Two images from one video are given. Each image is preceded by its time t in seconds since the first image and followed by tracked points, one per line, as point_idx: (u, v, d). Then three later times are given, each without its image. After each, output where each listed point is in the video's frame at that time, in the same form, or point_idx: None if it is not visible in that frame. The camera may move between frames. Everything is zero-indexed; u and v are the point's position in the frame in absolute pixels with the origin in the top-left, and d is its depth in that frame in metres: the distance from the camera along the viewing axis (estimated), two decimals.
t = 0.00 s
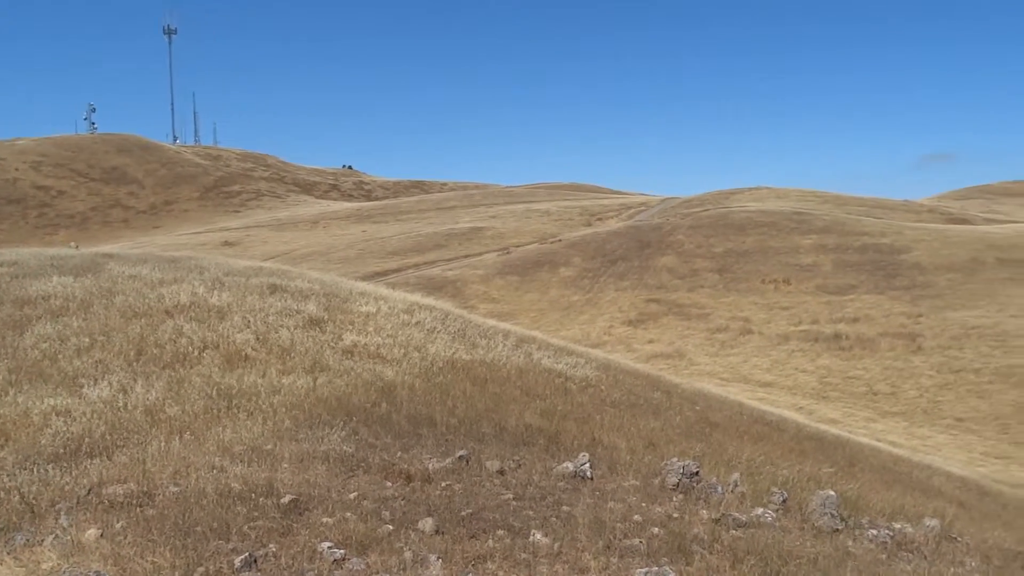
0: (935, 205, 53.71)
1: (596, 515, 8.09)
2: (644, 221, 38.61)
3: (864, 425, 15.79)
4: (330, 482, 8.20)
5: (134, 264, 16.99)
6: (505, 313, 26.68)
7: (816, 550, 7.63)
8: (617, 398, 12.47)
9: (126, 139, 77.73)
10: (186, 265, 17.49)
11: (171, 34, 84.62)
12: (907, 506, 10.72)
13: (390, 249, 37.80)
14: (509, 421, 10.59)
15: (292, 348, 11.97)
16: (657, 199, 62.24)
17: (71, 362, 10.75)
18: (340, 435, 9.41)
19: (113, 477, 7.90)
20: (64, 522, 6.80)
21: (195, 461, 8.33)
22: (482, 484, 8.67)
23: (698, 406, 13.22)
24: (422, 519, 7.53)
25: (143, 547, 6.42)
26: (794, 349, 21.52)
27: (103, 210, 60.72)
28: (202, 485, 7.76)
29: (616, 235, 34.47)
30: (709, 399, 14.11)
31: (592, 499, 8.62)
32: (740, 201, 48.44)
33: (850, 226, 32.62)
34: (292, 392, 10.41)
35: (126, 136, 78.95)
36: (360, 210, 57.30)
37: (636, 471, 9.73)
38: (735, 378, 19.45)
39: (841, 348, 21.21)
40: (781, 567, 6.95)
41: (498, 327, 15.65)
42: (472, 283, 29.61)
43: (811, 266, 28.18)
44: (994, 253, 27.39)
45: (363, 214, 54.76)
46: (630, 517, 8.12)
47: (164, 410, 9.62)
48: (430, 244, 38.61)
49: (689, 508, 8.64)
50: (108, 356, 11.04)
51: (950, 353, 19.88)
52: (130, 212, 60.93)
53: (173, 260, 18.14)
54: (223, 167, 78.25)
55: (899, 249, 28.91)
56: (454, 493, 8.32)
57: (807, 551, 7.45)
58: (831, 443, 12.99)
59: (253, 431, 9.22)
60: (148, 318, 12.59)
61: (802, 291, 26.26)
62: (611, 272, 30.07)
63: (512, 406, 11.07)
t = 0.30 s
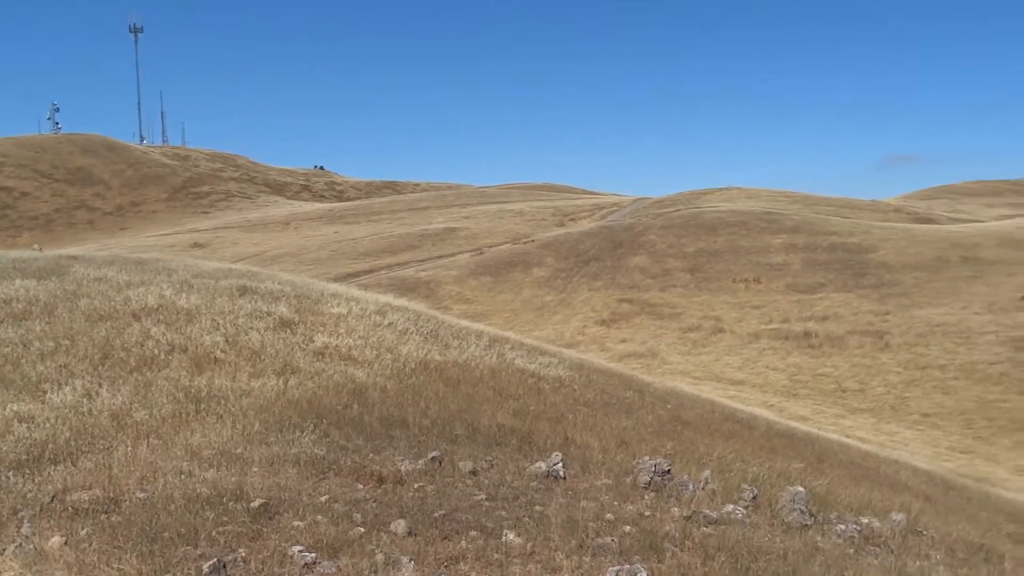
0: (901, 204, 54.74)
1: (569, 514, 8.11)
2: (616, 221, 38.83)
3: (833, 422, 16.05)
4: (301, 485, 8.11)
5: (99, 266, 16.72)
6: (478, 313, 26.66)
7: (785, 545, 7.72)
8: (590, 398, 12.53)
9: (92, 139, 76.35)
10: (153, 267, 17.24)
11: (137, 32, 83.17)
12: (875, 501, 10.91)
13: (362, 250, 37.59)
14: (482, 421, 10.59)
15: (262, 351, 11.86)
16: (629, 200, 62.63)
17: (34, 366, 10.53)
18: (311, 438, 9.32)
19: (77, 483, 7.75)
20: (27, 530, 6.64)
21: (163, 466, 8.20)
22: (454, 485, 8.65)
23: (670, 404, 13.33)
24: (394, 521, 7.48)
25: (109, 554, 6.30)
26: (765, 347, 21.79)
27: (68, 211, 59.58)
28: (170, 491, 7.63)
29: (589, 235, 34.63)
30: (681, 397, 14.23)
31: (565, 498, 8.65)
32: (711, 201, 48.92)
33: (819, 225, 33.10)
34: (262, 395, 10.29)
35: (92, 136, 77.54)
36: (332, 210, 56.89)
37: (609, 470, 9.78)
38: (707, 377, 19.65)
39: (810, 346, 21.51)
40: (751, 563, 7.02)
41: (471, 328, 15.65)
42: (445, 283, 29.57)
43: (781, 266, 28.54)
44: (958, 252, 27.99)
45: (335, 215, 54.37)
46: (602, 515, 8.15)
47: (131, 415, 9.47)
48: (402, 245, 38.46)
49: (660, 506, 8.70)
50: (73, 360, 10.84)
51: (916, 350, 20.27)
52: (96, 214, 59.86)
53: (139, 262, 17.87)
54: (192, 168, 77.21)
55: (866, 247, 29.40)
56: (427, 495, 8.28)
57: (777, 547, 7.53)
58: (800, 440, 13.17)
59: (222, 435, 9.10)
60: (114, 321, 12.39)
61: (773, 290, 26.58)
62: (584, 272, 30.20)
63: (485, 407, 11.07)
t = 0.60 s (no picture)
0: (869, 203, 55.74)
1: (543, 513, 8.13)
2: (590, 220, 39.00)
3: (804, 418, 16.29)
4: (273, 487, 8.03)
5: (66, 267, 16.43)
6: (453, 313, 26.63)
7: (757, 540, 7.81)
8: (564, 396, 12.58)
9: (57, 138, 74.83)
10: (121, 268, 16.99)
11: (102, 29, 81.52)
12: (845, 495, 11.09)
13: (335, 250, 37.33)
14: (456, 421, 10.58)
15: (233, 352, 11.73)
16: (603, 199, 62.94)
17: None
18: (283, 439, 9.23)
19: (43, 488, 7.59)
20: None
21: (131, 470, 8.07)
22: (428, 485, 8.62)
23: (643, 402, 13.43)
24: (368, 522, 7.44)
25: (76, 560, 6.18)
26: (737, 345, 22.04)
27: (32, 212, 58.33)
28: (139, 495, 7.52)
29: (563, 235, 34.74)
30: (654, 395, 14.35)
31: (539, 497, 8.67)
32: (684, 200, 49.36)
33: (789, 224, 33.57)
34: (234, 397, 10.19)
35: (58, 136, 75.98)
36: (304, 210, 56.39)
37: (583, 468, 9.83)
38: (681, 375, 19.83)
39: (781, 343, 21.81)
40: (723, 558, 7.09)
41: (445, 327, 15.64)
42: (420, 283, 29.49)
43: (753, 264, 28.89)
44: (924, 250, 28.55)
45: (307, 215, 53.92)
46: (576, 514, 8.19)
47: (98, 418, 9.30)
48: (375, 245, 38.27)
49: (634, 503, 8.77)
50: (38, 363, 10.62)
51: (884, 347, 20.65)
52: (61, 215, 58.70)
53: (106, 262, 17.58)
54: (161, 167, 76.07)
55: (835, 246, 29.87)
56: (400, 495, 8.25)
57: (748, 543, 7.62)
58: (772, 437, 13.35)
59: (192, 437, 8.99)
60: (81, 323, 12.18)
61: (745, 288, 26.89)
62: (558, 271, 30.29)
63: (459, 406, 11.06)
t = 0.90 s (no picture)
0: (840, 200, 56.53)
1: (518, 510, 8.15)
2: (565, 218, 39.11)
3: (777, 413, 16.51)
4: (245, 488, 7.95)
5: (31, 268, 16.13)
6: (428, 311, 26.57)
7: (730, 534, 7.89)
8: (540, 394, 12.62)
9: (22, 137, 73.34)
10: (89, 268, 16.73)
11: (67, 25, 79.89)
12: (816, 488, 11.26)
13: (308, 249, 37.05)
14: (431, 419, 10.56)
15: (204, 352, 11.60)
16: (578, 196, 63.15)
17: None
18: (256, 440, 9.15)
19: (8, 493, 7.44)
20: None
21: (100, 472, 7.96)
22: (403, 484, 8.60)
23: (618, 398, 13.52)
24: (342, 522, 7.40)
25: (43, 565, 6.08)
26: (711, 341, 22.25)
27: None
28: (108, 497, 7.41)
29: (538, 232, 34.81)
30: (628, 391, 14.44)
31: (514, 494, 8.68)
32: (659, 198, 49.67)
33: (761, 221, 33.94)
34: (205, 398, 10.07)
35: (23, 134, 74.47)
36: (277, 209, 55.88)
37: (557, 465, 9.87)
38: (656, 371, 19.98)
39: (754, 339, 22.06)
40: (697, 552, 7.16)
41: (420, 325, 15.61)
42: (395, 282, 29.38)
43: (726, 260, 29.16)
44: (893, 246, 29.04)
45: (280, 214, 53.44)
46: (551, 510, 8.22)
47: (66, 421, 9.15)
48: (349, 243, 38.05)
49: (608, 498, 8.82)
50: (3, 365, 10.41)
51: (855, 342, 20.98)
52: (27, 215, 57.58)
53: (74, 263, 17.30)
54: (130, 165, 74.90)
55: (807, 242, 30.27)
56: (375, 494, 8.21)
57: (722, 536, 7.70)
58: (745, 431, 13.50)
59: (162, 438, 8.88)
60: (48, 324, 11.97)
61: (718, 284, 27.16)
62: (533, 269, 30.35)
63: (434, 404, 11.05)
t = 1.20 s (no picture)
0: (812, 196, 57.26)
1: (493, 506, 8.17)
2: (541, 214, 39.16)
3: (751, 407, 16.71)
4: (217, 488, 7.88)
5: None
6: (404, 308, 26.49)
7: (703, 528, 7.98)
8: (515, 390, 12.65)
9: None
10: (56, 265, 16.46)
11: (31, 17, 78.18)
12: (788, 481, 11.41)
13: (282, 246, 36.74)
14: (406, 416, 10.53)
15: (175, 351, 11.46)
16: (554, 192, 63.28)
17: None
18: (228, 439, 9.07)
19: None
20: None
21: (68, 474, 7.83)
22: (377, 482, 8.56)
23: (593, 394, 13.59)
24: (316, 520, 7.35)
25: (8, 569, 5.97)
26: (686, 336, 22.43)
27: None
28: (76, 499, 7.29)
29: (513, 228, 34.83)
30: (603, 386, 14.53)
31: (489, 490, 8.69)
32: (635, 194, 49.94)
33: (735, 217, 34.25)
34: (176, 397, 9.95)
35: None
36: (250, 205, 55.34)
37: (532, 461, 9.89)
38: (631, 366, 20.11)
39: (728, 334, 22.28)
40: (670, 545, 7.22)
41: (395, 322, 15.56)
42: (370, 278, 29.24)
43: (700, 256, 29.41)
44: (864, 242, 29.47)
45: (254, 210, 52.92)
46: (525, 506, 8.25)
47: (33, 421, 8.99)
48: (324, 240, 37.79)
49: (583, 494, 8.87)
50: None
51: (827, 336, 21.28)
52: None
53: (40, 260, 16.99)
54: (99, 161, 73.66)
55: (780, 238, 30.61)
56: (349, 492, 8.18)
57: (695, 530, 7.77)
58: (718, 426, 13.64)
59: (132, 438, 8.76)
60: (14, 323, 11.75)
61: (693, 280, 27.38)
62: (509, 265, 30.38)
63: (409, 401, 11.02)
